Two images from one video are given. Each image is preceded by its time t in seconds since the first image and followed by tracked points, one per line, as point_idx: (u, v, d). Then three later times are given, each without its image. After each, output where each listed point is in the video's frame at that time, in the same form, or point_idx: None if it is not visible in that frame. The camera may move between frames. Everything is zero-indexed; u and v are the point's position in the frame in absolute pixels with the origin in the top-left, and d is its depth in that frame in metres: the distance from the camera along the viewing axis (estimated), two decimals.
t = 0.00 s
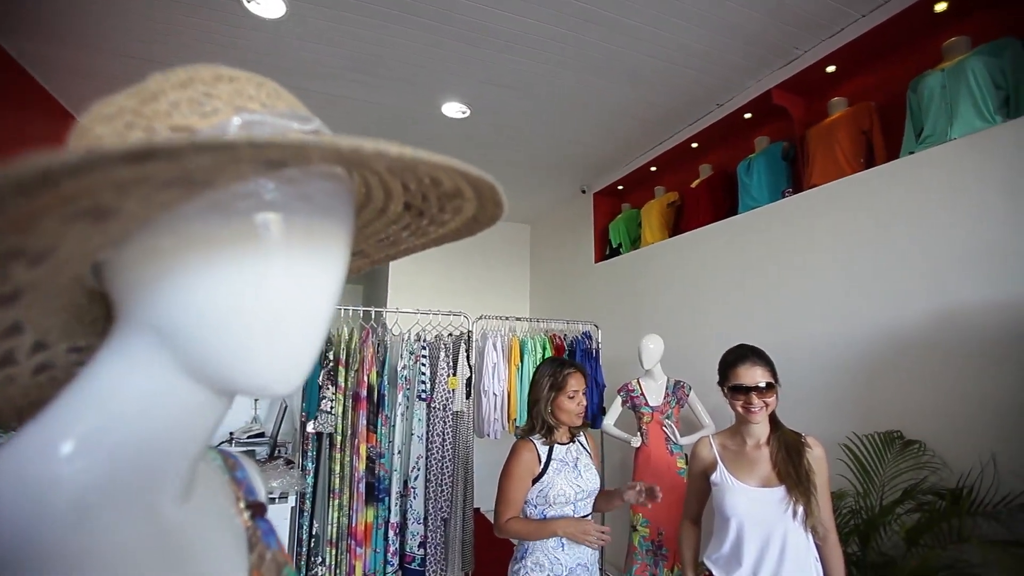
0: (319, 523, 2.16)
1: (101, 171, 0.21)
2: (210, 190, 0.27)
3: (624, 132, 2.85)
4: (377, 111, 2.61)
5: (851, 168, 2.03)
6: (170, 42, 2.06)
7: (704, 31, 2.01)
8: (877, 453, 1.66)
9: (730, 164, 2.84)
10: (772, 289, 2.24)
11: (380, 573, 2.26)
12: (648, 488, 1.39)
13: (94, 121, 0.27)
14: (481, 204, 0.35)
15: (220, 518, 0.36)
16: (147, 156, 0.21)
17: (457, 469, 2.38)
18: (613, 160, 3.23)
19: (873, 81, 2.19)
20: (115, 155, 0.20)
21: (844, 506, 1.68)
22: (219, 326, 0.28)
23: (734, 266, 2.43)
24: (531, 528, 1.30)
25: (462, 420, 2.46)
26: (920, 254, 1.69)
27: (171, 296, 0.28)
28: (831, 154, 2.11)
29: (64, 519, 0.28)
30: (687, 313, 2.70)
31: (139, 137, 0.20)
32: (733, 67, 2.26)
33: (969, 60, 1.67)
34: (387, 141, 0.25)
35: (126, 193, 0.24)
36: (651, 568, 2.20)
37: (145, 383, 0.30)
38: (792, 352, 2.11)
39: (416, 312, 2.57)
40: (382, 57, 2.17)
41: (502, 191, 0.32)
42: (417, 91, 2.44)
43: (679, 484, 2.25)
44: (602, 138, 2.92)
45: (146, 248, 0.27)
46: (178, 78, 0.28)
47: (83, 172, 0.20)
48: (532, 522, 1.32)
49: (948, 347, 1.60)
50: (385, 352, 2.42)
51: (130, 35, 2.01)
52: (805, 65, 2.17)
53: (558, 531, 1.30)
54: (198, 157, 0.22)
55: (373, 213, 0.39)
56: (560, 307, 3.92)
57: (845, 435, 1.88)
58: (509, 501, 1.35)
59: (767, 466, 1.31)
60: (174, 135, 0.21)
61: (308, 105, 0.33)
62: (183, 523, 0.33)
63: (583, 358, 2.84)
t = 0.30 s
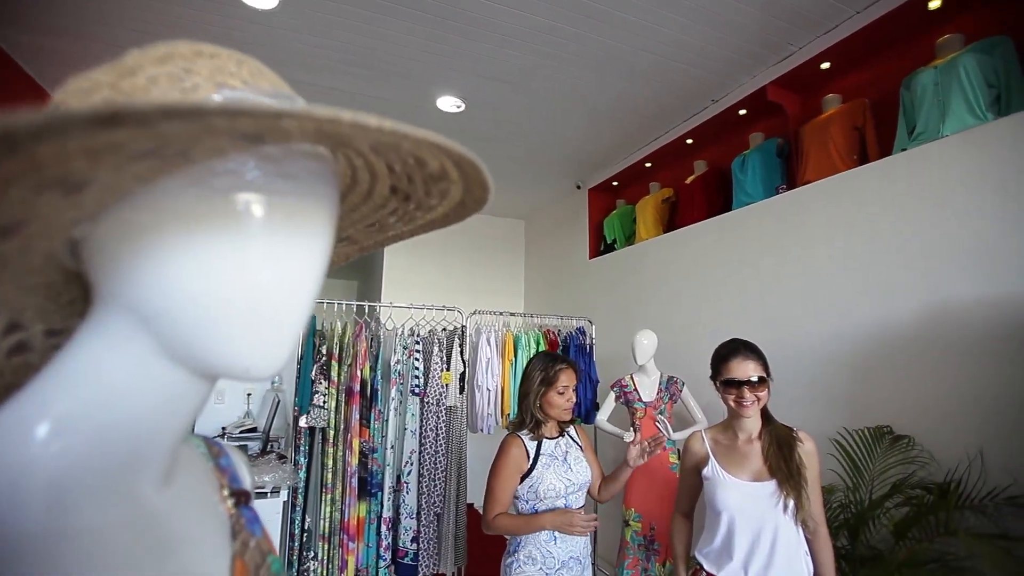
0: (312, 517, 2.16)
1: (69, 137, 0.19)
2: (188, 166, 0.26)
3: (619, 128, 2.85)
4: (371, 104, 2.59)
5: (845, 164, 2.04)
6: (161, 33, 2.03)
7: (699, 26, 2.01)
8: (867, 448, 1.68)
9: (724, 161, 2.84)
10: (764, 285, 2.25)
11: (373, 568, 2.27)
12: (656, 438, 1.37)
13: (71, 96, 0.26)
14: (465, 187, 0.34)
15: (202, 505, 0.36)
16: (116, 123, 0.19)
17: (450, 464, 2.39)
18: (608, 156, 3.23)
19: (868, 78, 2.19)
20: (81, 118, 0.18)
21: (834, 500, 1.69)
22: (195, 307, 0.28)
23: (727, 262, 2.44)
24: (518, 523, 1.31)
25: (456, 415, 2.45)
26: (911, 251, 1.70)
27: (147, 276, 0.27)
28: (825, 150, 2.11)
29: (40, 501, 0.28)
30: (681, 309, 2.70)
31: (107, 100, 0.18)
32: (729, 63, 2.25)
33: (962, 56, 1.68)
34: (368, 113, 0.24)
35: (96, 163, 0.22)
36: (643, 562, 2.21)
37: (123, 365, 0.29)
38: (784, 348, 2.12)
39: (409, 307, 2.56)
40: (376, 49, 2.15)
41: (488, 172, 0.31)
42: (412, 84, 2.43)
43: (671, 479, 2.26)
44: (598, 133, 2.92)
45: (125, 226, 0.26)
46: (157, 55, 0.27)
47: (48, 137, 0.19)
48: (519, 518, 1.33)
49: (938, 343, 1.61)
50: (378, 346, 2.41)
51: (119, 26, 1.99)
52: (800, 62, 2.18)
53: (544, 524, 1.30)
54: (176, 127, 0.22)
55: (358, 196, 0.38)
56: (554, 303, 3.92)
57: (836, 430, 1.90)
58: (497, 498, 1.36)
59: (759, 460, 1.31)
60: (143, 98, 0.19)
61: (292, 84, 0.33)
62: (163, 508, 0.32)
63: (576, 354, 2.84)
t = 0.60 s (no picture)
0: (307, 509, 2.16)
1: (25, 94, 0.18)
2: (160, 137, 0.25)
3: (615, 119, 2.84)
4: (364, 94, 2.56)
5: (839, 155, 2.04)
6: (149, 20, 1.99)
7: (695, 16, 1.99)
8: (858, 437, 1.69)
9: (720, 152, 2.84)
10: (758, 276, 2.25)
11: (367, 558, 2.27)
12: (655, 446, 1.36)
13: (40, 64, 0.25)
14: (448, 164, 0.34)
15: (186, 489, 0.35)
16: (75, 81, 0.18)
17: (445, 455, 2.39)
18: (603, 147, 3.22)
19: (863, 69, 2.19)
20: (39, 74, 0.17)
21: (825, 489, 1.71)
22: (171, 283, 0.27)
23: (721, 254, 2.44)
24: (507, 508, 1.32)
25: (450, 406, 2.45)
26: (904, 242, 1.71)
27: (122, 252, 0.26)
28: (819, 141, 2.11)
29: (15, 479, 0.27)
30: (675, 300, 2.71)
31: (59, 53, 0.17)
32: (725, 53, 2.24)
33: (956, 47, 1.68)
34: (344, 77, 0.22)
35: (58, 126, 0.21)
36: (636, 552, 2.22)
37: (99, 344, 0.29)
38: (778, 338, 2.13)
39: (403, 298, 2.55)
40: (369, 38, 2.12)
41: (471, 146, 0.31)
42: (406, 74, 2.40)
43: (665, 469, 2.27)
44: (593, 124, 2.90)
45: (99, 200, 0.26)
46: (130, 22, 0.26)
47: (3, 92, 0.18)
48: (508, 503, 1.34)
49: (930, 333, 1.62)
50: (372, 338, 2.40)
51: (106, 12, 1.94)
52: (795, 52, 2.16)
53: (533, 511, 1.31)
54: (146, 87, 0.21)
55: (342, 176, 0.38)
56: (549, 294, 3.92)
57: (828, 419, 1.92)
58: (486, 483, 1.36)
59: (751, 449, 1.32)
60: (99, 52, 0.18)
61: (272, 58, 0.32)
62: (142, 492, 0.32)
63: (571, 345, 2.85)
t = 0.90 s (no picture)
0: (300, 503, 2.16)
1: None
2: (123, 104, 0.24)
3: (609, 111, 2.82)
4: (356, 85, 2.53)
5: (831, 148, 2.04)
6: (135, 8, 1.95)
7: (689, 8, 1.98)
8: (849, 429, 1.70)
9: (713, 145, 2.84)
10: (750, 269, 2.26)
11: (361, 552, 2.27)
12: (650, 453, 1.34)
13: None
14: (432, 145, 0.33)
15: (164, 475, 0.35)
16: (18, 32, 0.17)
17: (438, 449, 2.40)
18: (597, 141, 3.21)
19: (856, 63, 2.19)
20: None
21: (816, 481, 1.72)
22: (142, 261, 0.26)
23: (715, 247, 2.45)
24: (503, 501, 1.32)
25: (444, 400, 2.45)
26: (895, 235, 1.72)
27: (92, 228, 0.26)
28: (811, 135, 2.12)
29: None
30: (668, 294, 2.72)
31: None
32: (720, 46, 2.24)
33: (949, 41, 1.68)
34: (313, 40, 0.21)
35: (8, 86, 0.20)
36: (629, 544, 2.23)
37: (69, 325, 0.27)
38: (770, 332, 2.14)
39: (396, 291, 2.54)
40: (361, 28, 2.10)
41: (454, 124, 0.30)
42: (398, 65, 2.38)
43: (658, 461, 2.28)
44: (587, 117, 2.89)
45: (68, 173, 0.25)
46: None
47: None
48: (504, 495, 1.33)
49: (920, 326, 1.63)
50: (365, 332, 2.40)
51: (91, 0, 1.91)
52: (789, 45, 2.16)
53: (529, 503, 1.31)
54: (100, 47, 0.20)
55: (325, 157, 0.37)
56: (543, 288, 3.93)
57: (819, 412, 1.93)
58: (482, 475, 1.36)
59: (743, 441, 1.32)
60: None
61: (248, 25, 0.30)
62: (115, 476, 0.31)
63: (564, 339, 2.85)
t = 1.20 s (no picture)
0: (291, 496, 2.15)
1: None
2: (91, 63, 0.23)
3: (603, 105, 2.82)
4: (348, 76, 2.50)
5: (824, 143, 2.05)
6: None
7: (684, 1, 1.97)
8: (838, 422, 1.72)
9: (707, 140, 2.84)
10: (742, 264, 2.27)
11: (352, 544, 2.27)
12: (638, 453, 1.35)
13: None
14: (413, 124, 0.32)
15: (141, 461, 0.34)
16: None
17: (430, 442, 2.39)
18: (591, 135, 3.20)
19: (849, 58, 2.20)
20: None
21: (804, 474, 1.73)
22: (113, 237, 0.25)
23: (707, 242, 2.45)
24: (497, 494, 1.31)
25: (436, 393, 2.45)
26: (885, 230, 1.73)
27: (60, 204, 0.25)
28: (804, 129, 2.12)
29: None
30: (661, 288, 2.73)
31: None
32: (714, 40, 2.23)
33: (940, 36, 1.68)
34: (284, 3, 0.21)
35: None
36: (620, 536, 2.24)
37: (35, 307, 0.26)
38: (761, 326, 2.15)
39: (388, 284, 2.53)
40: (353, 18, 2.07)
41: (435, 103, 0.30)
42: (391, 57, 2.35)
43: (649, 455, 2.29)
44: (581, 111, 2.88)
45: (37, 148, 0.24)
46: None
47: None
48: (497, 489, 1.33)
49: (908, 319, 1.65)
50: (357, 325, 2.38)
51: None
52: (783, 40, 2.16)
53: (522, 497, 1.31)
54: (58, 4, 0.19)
55: (305, 138, 0.36)
56: (536, 283, 3.92)
57: (809, 405, 1.95)
58: (475, 469, 1.36)
59: (733, 433, 1.33)
60: None
61: None
62: (91, 461, 0.30)
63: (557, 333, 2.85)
